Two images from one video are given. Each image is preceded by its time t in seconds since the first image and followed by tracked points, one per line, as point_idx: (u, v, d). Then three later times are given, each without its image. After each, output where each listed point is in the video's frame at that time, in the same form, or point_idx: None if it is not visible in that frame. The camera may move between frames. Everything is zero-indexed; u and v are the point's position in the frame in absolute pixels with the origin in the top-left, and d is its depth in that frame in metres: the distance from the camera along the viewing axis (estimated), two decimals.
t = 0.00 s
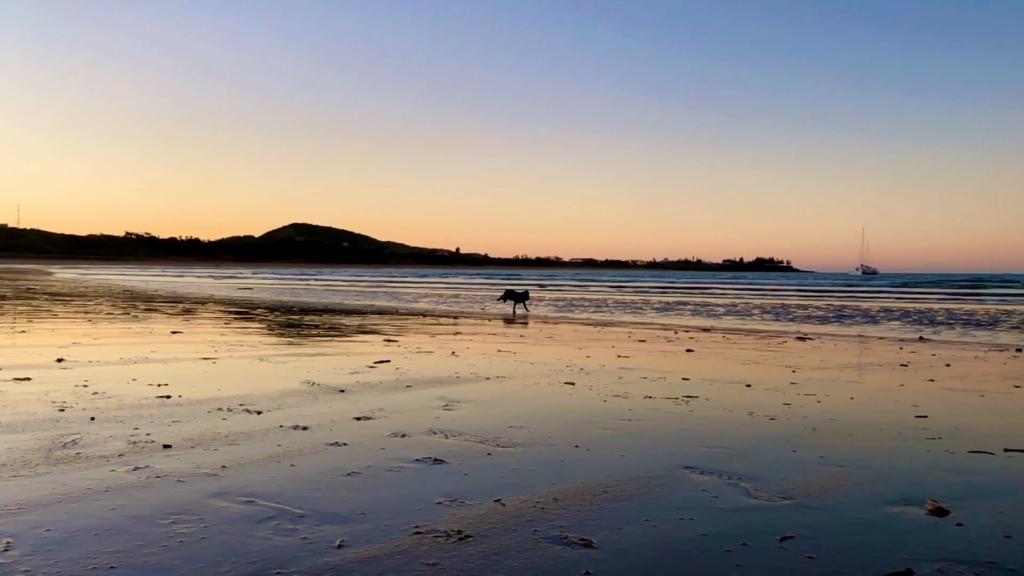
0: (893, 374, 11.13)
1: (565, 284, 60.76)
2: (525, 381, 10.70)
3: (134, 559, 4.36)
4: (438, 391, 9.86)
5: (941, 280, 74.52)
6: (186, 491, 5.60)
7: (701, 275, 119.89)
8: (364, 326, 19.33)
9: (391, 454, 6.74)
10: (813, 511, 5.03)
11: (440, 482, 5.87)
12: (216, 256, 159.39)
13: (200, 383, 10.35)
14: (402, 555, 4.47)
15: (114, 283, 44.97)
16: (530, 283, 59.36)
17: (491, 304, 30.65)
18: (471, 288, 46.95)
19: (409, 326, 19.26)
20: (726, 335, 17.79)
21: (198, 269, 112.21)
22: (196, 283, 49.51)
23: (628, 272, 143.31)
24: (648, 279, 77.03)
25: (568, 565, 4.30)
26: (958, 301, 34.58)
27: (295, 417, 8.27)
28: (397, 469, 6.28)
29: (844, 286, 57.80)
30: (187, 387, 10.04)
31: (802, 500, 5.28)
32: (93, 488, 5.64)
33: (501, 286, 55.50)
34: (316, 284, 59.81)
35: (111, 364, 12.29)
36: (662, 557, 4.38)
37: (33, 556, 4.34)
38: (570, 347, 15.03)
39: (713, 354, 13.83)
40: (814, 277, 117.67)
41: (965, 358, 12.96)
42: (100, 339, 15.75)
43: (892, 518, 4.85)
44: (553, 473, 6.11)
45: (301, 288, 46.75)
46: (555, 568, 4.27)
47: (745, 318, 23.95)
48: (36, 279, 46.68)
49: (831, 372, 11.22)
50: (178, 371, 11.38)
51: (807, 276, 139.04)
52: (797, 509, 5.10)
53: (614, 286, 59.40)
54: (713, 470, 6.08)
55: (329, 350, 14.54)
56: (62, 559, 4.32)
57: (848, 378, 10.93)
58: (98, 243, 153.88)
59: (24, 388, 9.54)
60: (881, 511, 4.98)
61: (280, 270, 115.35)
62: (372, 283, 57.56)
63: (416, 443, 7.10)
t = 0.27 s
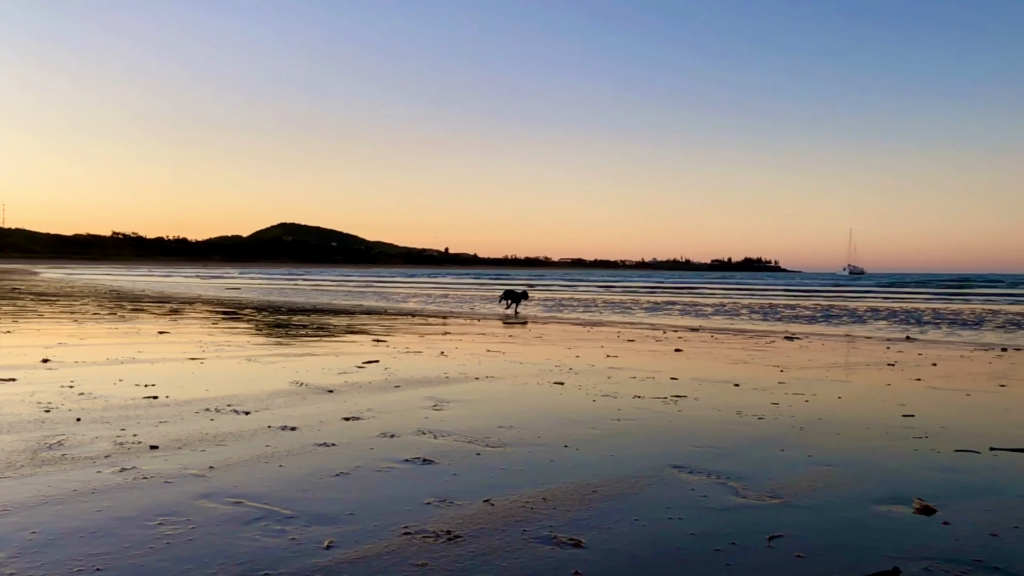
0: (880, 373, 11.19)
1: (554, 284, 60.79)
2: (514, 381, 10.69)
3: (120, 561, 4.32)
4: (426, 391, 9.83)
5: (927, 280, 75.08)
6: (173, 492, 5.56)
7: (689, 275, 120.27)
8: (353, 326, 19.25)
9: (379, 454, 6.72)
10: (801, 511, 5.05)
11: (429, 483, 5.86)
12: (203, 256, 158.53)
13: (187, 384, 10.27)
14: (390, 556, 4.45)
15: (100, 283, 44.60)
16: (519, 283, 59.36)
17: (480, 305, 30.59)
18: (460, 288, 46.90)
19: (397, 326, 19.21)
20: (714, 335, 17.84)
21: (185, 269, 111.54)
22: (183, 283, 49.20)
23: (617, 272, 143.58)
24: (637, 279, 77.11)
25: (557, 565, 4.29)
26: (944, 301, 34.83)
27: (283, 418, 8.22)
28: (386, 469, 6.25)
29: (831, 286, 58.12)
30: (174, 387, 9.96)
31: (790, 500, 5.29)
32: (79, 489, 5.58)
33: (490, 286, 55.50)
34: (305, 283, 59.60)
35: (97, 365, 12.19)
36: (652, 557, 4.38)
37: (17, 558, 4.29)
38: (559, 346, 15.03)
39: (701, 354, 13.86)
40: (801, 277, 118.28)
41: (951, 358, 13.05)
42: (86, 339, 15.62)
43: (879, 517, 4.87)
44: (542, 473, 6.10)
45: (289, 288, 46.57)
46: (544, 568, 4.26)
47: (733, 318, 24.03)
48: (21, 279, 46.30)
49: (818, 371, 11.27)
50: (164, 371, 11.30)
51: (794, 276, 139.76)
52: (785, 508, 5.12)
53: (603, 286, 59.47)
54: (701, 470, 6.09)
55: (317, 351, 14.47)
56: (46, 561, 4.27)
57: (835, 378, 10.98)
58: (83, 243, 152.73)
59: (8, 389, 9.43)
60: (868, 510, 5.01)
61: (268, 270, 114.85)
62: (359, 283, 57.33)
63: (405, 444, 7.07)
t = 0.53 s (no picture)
0: (867, 373, 11.25)
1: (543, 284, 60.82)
2: (503, 381, 10.68)
3: (105, 563, 4.27)
4: (416, 391, 9.80)
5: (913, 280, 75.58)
6: (160, 493, 5.51)
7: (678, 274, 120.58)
8: (342, 326, 19.19)
9: (368, 455, 6.69)
10: (789, 510, 5.07)
11: (418, 483, 5.84)
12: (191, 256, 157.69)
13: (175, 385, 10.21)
14: (379, 557, 4.42)
15: (86, 283, 44.32)
16: (508, 283, 59.36)
17: (469, 305, 30.54)
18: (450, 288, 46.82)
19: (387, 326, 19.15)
20: (703, 335, 17.87)
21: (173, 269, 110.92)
22: (171, 283, 48.95)
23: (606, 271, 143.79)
24: (626, 279, 77.17)
25: (547, 565, 4.28)
26: (931, 301, 35.04)
27: (272, 418, 8.17)
28: (375, 470, 6.23)
29: (819, 286, 58.39)
30: (161, 388, 9.89)
31: (779, 499, 5.31)
32: (64, 491, 5.53)
33: (480, 286, 55.46)
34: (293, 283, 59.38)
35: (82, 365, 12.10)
36: (641, 556, 4.38)
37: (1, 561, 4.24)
38: (548, 346, 15.03)
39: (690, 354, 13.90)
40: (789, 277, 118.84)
41: (938, 357, 13.14)
42: (72, 340, 15.51)
43: (867, 516, 4.89)
44: (532, 473, 6.10)
45: (278, 288, 46.39)
46: (533, 568, 4.25)
47: (722, 318, 24.08)
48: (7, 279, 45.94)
49: (806, 371, 11.31)
50: (151, 372, 11.22)
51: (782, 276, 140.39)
52: (774, 507, 5.13)
53: (593, 286, 59.54)
54: (690, 469, 6.10)
55: (305, 351, 14.40)
56: (31, 564, 4.22)
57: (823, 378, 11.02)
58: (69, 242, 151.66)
59: None
60: (856, 509, 5.03)
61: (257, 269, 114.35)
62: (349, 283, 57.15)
63: (394, 444, 7.05)
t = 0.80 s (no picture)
0: (854, 372, 11.32)
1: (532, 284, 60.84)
2: (492, 382, 10.66)
3: (91, 566, 4.23)
4: (404, 392, 9.77)
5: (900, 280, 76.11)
6: (147, 496, 5.46)
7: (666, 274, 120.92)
8: (330, 327, 19.12)
9: (356, 456, 6.67)
10: (777, 510, 5.07)
11: (407, 484, 5.82)
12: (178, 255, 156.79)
13: (161, 385, 10.12)
14: (368, 559, 4.39)
15: (72, 283, 44.04)
16: (497, 284, 59.35)
17: (458, 305, 30.57)
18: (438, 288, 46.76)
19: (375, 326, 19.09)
20: (692, 334, 17.91)
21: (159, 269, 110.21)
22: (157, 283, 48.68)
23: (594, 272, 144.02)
24: (615, 279, 77.28)
25: (535, 566, 4.28)
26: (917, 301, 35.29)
27: (259, 419, 8.12)
28: (364, 470, 6.21)
29: (806, 286, 58.67)
30: (148, 389, 9.81)
31: (767, 498, 5.33)
32: (49, 494, 5.47)
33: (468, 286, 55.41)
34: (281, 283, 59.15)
35: (68, 366, 12.01)
36: (630, 557, 4.38)
37: None
38: (537, 347, 15.02)
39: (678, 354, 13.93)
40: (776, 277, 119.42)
41: (924, 356, 13.23)
42: (57, 340, 15.38)
43: (854, 516, 4.91)
44: (520, 474, 6.09)
45: (265, 288, 46.23)
46: (522, 569, 4.24)
47: (710, 317, 24.14)
48: None
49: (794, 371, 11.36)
50: (137, 373, 11.13)
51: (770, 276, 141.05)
52: (762, 507, 5.15)
53: (582, 286, 59.63)
54: (678, 469, 6.12)
55: (293, 351, 14.34)
56: (15, 568, 4.18)
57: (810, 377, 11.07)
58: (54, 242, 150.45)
59: None
60: (844, 509, 5.05)
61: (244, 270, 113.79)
62: (337, 283, 56.96)
63: (382, 445, 7.02)
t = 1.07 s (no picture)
0: (840, 372, 11.38)
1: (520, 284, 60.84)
2: (481, 382, 10.64)
3: (75, 569, 4.18)
4: (393, 392, 9.74)
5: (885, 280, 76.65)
6: (132, 497, 5.40)
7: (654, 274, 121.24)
8: (317, 327, 19.04)
9: (344, 456, 6.63)
10: (765, 509, 5.09)
11: (395, 485, 5.79)
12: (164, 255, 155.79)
13: (147, 386, 10.04)
14: (356, 560, 4.37)
15: (56, 283, 43.69)
16: (485, 284, 59.30)
17: (446, 305, 30.62)
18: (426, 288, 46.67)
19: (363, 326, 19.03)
20: (680, 334, 17.96)
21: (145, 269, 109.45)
22: (143, 283, 48.35)
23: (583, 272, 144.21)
24: (603, 279, 77.44)
25: (523, 566, 4.27)
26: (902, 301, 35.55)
27: (246, 420, 8.06)
28: (351, 471, 6.17)
29: (793, 285, 58.97)
30: (133, 390, 9.73)
31: (754, 498, 5.34)
32: (32, 496, 5.40)
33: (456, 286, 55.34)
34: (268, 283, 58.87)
35: (52, 366, 11.89)
36: (619, 557, 4.37)
37: None
38: (525, 347, 15.01)
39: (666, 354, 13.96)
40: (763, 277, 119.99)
41: (909, 356, 13.33)
42: (41, 340, 15.22)
43: (841, 515, 4.93)
44: (509, 474, 6.08)
45: (252, 288, 46.01)
46: (510, 569, 4.22)
47: (698, 317, 24.21)
48: None
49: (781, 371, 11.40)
50: (123, 374, 11.04)
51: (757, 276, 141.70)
52: (750, 506, 5.16)
53: (570, 286, 59.68)
54: (667, 468, 6.12)
55: (281, 351, 14.26)
56: None
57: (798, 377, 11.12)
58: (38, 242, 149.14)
59: None
60: (831, 508, 5.07)
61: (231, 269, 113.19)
62: (324, 283, 56.77)
63: (370, 445, 6.99)
